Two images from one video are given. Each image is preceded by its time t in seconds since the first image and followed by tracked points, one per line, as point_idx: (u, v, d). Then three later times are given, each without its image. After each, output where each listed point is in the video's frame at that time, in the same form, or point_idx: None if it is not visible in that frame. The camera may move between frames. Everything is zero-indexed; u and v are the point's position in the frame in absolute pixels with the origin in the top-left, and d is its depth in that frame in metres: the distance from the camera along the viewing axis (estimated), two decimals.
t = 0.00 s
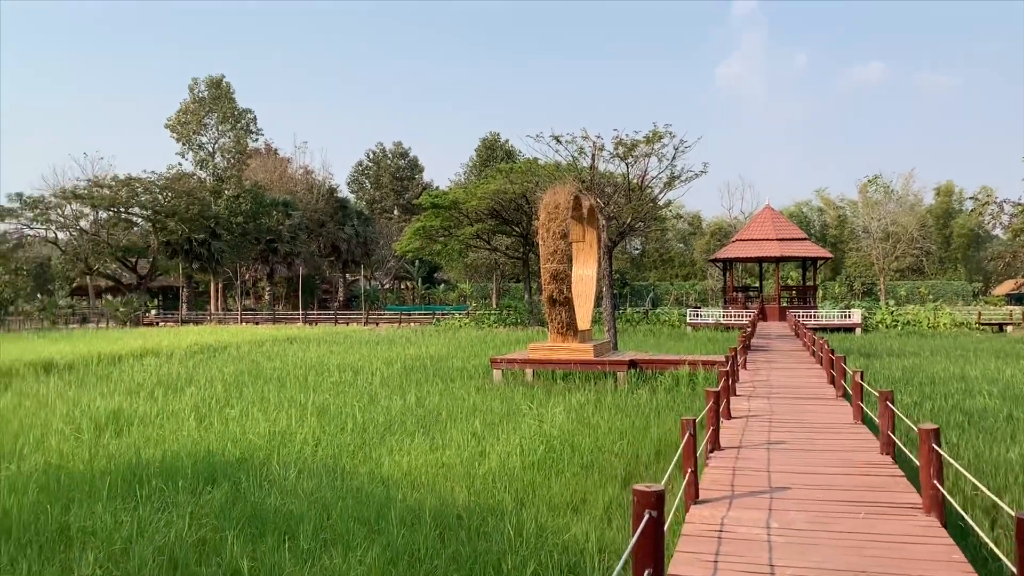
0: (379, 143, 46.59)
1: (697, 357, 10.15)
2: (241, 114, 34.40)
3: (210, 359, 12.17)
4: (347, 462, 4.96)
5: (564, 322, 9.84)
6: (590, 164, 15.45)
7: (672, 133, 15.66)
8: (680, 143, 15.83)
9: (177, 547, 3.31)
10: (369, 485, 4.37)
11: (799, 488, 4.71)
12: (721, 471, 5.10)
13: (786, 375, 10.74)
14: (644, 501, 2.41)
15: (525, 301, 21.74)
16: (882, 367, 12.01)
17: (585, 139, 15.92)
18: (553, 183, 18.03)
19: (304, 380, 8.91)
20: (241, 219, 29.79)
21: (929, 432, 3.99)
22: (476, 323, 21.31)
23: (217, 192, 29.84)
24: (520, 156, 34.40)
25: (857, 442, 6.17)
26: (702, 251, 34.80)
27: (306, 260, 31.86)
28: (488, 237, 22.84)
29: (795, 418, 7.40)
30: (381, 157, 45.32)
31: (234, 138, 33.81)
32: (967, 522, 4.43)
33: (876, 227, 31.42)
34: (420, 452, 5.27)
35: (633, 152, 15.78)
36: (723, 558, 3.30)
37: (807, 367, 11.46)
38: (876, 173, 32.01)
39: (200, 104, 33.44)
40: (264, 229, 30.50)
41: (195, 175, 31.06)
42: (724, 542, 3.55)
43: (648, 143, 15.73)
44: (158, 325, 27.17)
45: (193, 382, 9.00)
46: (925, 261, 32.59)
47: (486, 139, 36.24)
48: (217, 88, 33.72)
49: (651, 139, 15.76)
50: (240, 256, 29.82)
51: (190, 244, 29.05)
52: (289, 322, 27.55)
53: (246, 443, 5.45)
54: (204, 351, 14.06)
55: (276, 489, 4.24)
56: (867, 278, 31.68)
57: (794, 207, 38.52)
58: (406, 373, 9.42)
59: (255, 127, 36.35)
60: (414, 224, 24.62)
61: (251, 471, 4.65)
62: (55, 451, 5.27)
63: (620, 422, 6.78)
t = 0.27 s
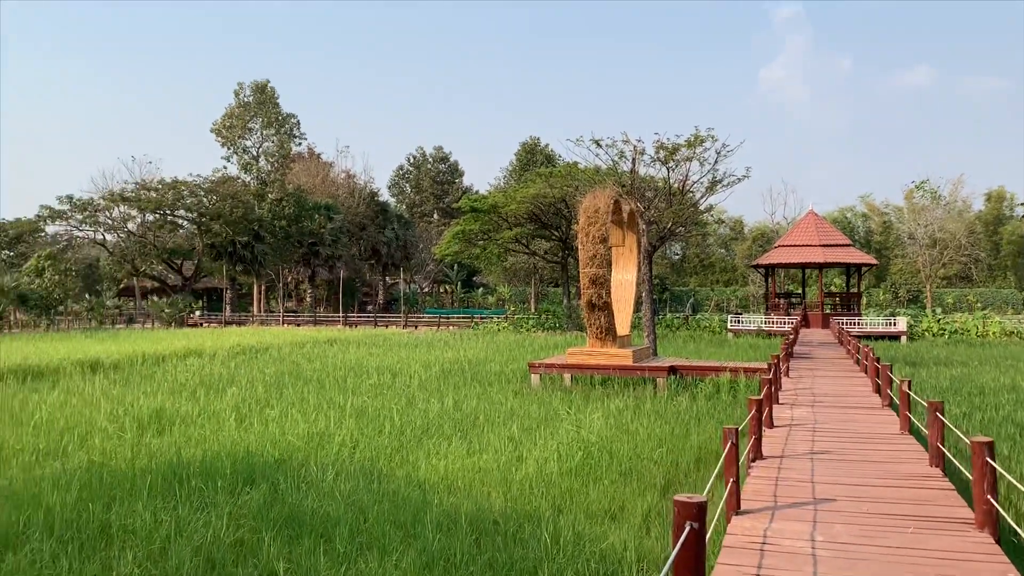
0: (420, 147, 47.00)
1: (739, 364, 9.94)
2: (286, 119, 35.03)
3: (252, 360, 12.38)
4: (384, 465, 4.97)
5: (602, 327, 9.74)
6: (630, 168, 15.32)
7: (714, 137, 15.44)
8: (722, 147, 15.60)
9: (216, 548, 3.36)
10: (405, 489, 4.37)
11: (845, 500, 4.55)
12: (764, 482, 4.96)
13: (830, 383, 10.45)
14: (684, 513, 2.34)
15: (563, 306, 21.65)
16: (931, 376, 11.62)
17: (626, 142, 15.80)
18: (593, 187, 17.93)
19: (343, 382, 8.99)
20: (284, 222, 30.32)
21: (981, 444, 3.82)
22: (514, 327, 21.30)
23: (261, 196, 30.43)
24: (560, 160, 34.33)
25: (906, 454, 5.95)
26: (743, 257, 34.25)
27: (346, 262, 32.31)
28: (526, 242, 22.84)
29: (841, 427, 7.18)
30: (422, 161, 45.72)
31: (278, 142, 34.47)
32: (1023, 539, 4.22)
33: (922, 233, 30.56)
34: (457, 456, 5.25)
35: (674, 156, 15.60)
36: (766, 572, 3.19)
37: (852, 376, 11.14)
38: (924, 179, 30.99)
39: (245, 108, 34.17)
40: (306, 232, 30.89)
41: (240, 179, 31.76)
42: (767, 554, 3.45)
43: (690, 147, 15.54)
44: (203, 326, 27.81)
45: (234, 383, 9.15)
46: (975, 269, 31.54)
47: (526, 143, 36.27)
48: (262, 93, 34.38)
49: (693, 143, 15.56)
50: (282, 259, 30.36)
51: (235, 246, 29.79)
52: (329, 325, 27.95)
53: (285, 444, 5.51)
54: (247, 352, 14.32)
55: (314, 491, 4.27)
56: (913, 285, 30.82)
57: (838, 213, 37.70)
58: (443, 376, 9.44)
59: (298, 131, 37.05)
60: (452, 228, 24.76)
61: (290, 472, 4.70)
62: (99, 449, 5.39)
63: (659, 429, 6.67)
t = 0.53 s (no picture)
0: (444, 152, 47.19)
1: (768, 369, 9.79)
2: (311, 126, 35.36)
3: (279, 365, 12.47)
4: (410, 470, 4.95)
5: (629, 332, 9.64)
6: (656, 171, 15.18)
7: (741, 139, 15.27)
8: (750, 150, 15.42)
9: (242, 554, 3.35)
10: (431, 494, 4.34)
11: (882, 509, 4.43)
12: (797, 490, 4.85)
13: (862, 388, 10.24)
14: (720, 523, 2.28)
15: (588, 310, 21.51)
16: (966, 381, 11.34)
17: (651, 146, 15.69)
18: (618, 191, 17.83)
19: (368, 386, 9.00)
20: (310, 228, 30.59)
21: None
22: (539, 331, 21.23)
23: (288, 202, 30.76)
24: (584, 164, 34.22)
25: (944, 461, 5.77)
26: (770, 260, 33.83)
27: (372, 268, 32.53)
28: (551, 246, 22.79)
29: (874, 434, 7.01)
30: (446, 166, 45.89)
31: (303, 148, 34.80)
32: None
33: (953, 236, 29.94)
34: (483, 462, 5.21)
35: (700, 159, 15.45)
36: None
37: (884, 381, 10.91)
38: (954, 181, 30.31)
39: (271, 115, 34.52)
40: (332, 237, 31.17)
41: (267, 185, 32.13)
42: (803, 565, 3.35)
43: (717, 149, 15.38)
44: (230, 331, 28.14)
45: (261, 388, 9.20)
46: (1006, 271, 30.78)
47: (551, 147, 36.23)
48: (288, 100, 34.73)
49: (719, 145, 15.40)
50: (308, 264, 30.67)
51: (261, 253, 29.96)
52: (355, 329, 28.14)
53: (311, 449, 5.52)
54: (274, 356, 14.43)
55: (340, 497, 4.26)
56: (943, 288, 30.19)
57: (866, 215, 37.14)
58: (468, 380, 9.41)
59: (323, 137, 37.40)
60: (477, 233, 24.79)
61: (316, 477, 4.69)
62: (128, 454, 5.45)
63: (687, 435, 6.56)
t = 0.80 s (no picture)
0: (467, 158, 47.32)
1: (798, 372, 9.61)
2: (335, 134, 35.66)
3: (305, 372, 12.52)
4: (438, 478, 4.91)
5: (656, 336, 9.51)
6: (680, 174, 15.04)
7: (767, 140, 15.08)
8: (776, 151, 15.24)
9: (273, 565, 3.33)
10: (461, 503, 4.30)
11: (923, 517, 4.29)
12: (834, 497, 4.72)
13: (895, 391, 10.01)
14: (764, 536, 2.21)
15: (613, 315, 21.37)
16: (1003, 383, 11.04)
17: (676, 148, 15.55)
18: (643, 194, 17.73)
19: (394, 393, 8.98)
20: (335, 236, 30.82)
21: None
22: (563, 336, 21.12)
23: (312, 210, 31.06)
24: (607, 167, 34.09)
25: (986, 466, 5.59)
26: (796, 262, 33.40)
27: (396, 274, 32.70)
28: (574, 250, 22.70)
29: (911, 438, 6.82)
30: (469, 172, 46.01)
31: (327, 156, 35.10)
32: None
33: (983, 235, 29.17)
34: (511, 469, 5.15)
35: (726, 161, 15.29)
36: None
37: (918, 383, 10.65)
38: (983, 180, 29.56)
39: (295, 123, 34.93)
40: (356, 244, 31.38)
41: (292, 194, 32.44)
42: None
43: (742, 151, 15.20)
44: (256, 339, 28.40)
45: (287, 396, 9.23)
46: None
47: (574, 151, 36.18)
48: (312, 109, 35.08)
49: (745, 147, 15.23)
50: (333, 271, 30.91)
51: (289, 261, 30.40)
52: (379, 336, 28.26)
53: (339, 457, 5.50)
54: (300, 363, 14.50)
55: (369, 505, 4.23)
56: (973, 289, 29.40)
57: (893, 216, 36.57)
58: (495, 387, 9.36)
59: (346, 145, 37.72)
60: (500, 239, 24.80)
61: (345, 485, 4.67)
62: (157, 463, 5.48)
63: (719, 441, 6.44)
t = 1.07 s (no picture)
0: (496, 162, 47.41)
1: (836, 376, 9.39)
2: (365, 140, 35.98)
3: (339, 377, 12.60)
4: (472, 484, 4.86)
5: (690, 340, 9.37)
6: (713, 175, 14.85)
7: (802, 140, 14.82)
8: (811, 151, 14.97)
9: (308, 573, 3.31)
10: (496, 509, 4.25)
11: (975, 525, 4.12)
12: (879, 504, 4.57)
13: (937, 395, 9.72)
14: (814, 548, 2.15)
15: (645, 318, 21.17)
16: None
17: (708, 149, 15.36)
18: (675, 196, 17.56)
19: (427, 398, 8.97)
20: (366, 241, 31.10)
21: None
22: (595, 340, 20.99)
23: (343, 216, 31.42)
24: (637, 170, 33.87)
25: None
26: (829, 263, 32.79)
27: (426, 279, 32.89)
28: (605, 253, 22.58)
29: (957, 443, 6.60)
30: (498, 176, 46.11)
31: (357, 162, 35.42)
32: None
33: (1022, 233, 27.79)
34: (545, 475, 5.08)
35: (759, 162, 15.06)
36: None
37: (962, 387, 10.34)
38: None
39: (326, 131, 35.30)
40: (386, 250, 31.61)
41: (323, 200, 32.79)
42: None
43: (776, 151, 14.96)
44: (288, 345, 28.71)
45: (321, 401, 9.27)
46: None
47: (603, 154, 36.04)
48: (342, 116, 35.42)
49: (779, 147, 14.98)
50: (364, 277, 31.16)
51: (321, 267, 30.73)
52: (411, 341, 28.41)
53: (372, 463, 5.50)
54: (333, 369, 14.60)
55: (403, 512, 4.20)
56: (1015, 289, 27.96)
57: (929, 216, 35.76)
58: (527, 392, 9.29)
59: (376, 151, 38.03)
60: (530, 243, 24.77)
61: (379, 492, 4.65)
62: (193, 469, 5.53)
63: (757, 446, 6.30)
